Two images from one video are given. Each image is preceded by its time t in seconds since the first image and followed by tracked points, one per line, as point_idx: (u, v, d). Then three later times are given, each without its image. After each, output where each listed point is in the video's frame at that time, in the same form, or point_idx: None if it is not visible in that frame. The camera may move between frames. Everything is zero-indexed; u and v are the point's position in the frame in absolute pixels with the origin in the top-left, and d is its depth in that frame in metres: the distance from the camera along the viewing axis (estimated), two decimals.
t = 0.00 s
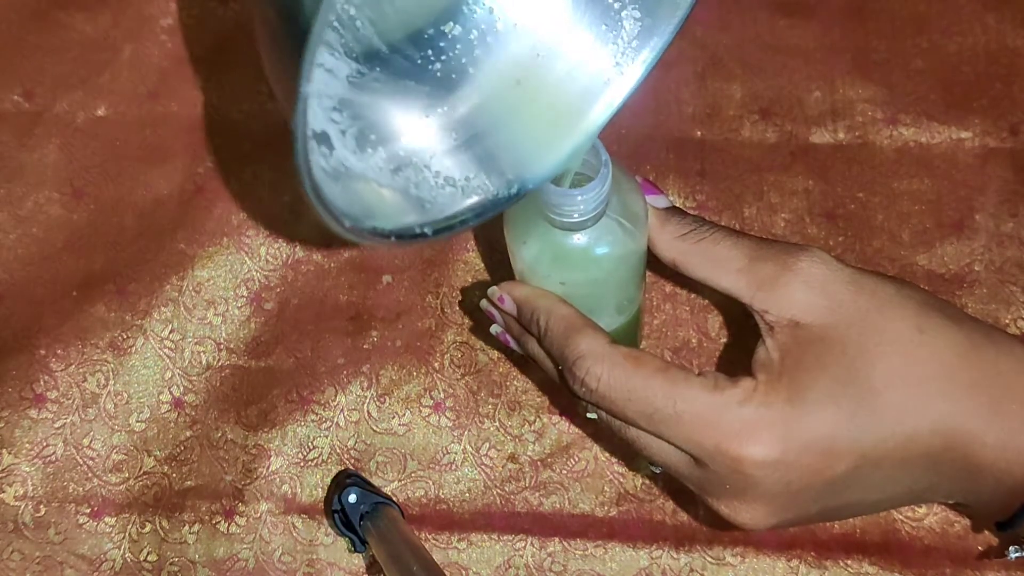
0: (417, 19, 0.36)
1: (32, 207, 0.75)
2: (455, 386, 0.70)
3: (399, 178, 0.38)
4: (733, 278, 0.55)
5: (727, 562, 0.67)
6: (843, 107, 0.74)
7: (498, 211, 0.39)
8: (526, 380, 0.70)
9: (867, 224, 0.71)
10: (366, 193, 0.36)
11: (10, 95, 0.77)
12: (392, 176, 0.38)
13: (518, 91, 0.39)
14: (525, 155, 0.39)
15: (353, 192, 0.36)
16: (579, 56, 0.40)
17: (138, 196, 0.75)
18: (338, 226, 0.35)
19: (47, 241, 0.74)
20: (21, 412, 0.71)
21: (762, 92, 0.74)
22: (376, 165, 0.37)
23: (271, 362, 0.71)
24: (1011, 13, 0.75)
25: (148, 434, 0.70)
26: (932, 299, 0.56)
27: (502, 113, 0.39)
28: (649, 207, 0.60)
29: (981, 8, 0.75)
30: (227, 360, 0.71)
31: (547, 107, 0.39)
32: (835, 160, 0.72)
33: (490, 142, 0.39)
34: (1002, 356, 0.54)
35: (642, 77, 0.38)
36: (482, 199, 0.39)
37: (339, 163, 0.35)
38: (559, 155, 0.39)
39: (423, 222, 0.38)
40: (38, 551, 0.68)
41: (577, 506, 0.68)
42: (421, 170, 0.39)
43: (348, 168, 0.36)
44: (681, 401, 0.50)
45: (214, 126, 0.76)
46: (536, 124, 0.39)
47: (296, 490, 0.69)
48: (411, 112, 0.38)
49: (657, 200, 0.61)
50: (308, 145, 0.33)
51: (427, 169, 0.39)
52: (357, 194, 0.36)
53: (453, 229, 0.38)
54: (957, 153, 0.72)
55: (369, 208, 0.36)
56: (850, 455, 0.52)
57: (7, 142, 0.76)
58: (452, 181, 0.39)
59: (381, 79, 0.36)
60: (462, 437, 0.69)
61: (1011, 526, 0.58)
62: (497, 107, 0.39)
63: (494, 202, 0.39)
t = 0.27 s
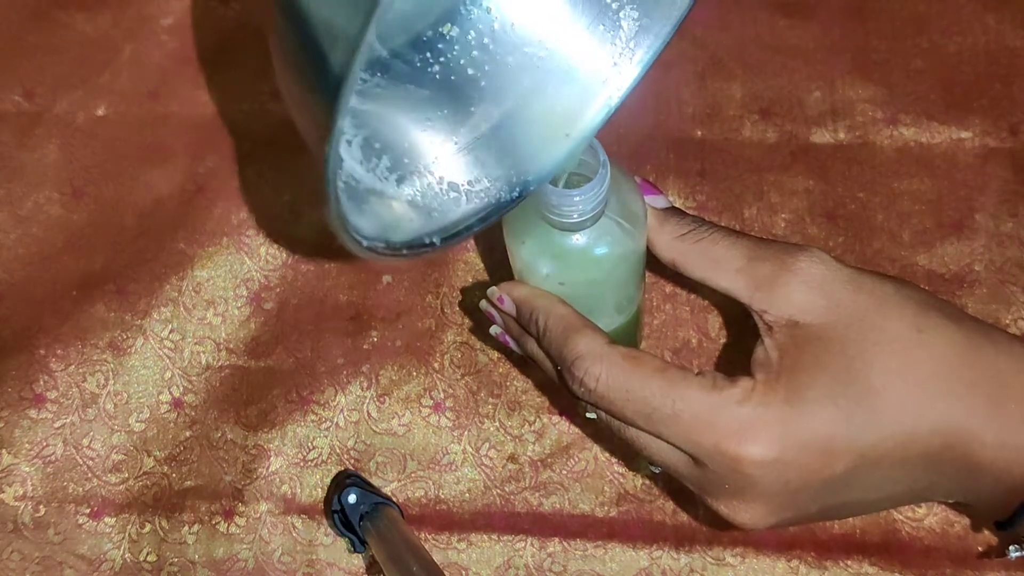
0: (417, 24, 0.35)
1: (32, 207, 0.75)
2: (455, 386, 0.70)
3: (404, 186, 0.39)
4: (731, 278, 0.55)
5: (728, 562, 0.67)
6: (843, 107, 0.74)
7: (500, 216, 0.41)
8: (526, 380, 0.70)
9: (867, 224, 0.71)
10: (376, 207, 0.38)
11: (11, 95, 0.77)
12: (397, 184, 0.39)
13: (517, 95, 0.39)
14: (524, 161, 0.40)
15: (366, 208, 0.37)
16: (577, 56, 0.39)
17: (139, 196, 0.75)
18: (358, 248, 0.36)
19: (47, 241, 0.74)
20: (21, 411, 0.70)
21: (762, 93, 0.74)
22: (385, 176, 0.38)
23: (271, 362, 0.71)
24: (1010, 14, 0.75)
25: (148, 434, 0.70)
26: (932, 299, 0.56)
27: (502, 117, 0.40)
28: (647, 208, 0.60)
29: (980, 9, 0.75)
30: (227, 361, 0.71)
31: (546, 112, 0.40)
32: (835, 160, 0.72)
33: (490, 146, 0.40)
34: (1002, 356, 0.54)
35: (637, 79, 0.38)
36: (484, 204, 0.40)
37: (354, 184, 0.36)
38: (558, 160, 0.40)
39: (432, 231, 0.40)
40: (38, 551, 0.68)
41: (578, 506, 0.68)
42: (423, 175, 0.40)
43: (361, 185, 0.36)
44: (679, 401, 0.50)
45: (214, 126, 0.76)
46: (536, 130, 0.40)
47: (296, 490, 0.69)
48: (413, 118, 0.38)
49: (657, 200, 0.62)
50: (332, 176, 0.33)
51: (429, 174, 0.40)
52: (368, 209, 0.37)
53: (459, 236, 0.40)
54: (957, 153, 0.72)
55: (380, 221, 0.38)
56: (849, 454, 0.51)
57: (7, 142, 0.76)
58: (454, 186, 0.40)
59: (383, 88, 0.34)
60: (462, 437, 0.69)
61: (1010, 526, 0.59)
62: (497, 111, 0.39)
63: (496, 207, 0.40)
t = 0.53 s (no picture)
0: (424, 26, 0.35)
1: (32, 207, 0.75)
2: (455, 386, 0.70)
3: (410, 186, 0.40)
4: (731, 275, 0.55)
5: (727, 562, 0.67)
6: (843, 107, 0.74)
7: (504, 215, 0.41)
8: (526, 380, 0.70)
9: (867, 224, 0.71)
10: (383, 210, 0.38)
11: (11, 95, 0.77)
12: (403, 185, 0.40)
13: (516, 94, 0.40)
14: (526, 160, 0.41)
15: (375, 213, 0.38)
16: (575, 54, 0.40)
17: (138, 196, 0.75)
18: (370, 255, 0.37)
19: (47, 241, 0.74)
20: (22, 411, 0.71)
21: (762, 92, 0.74)
22: (390, 178, 0.38)
23: (271, 362, 0.71)
24: (1010, 14, 0.75)
25: (148, 434, 0.70)
26: (933, 297, 0.56)
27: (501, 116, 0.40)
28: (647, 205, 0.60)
29: (980, 9, 0.75)
30: (227, 361, 0.71)
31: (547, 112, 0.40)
32: (835, 160, 0.72)
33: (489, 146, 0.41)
34: (1003, 353, 0.54)
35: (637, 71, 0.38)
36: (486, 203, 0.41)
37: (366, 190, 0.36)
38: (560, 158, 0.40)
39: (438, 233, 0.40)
40: (38, 551, 0.68)
41: (577, 506, 0.68)
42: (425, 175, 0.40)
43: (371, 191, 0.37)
44: (678, 399, 0.50)
45: (214, 127, 0.76)
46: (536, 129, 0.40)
47: (296, 490, 0.69)
48: (417, 118, 0.38)
49: (656, 197, 0.61)
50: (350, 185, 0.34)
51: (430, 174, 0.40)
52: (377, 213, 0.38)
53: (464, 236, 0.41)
54: (957, 153, 0.72)
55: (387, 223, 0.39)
56: (848, 452, 0.51)
57: (7, 142, 0.76)
58: (456, 186, 0.41)
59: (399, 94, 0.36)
60: (462, 437, 0.69)
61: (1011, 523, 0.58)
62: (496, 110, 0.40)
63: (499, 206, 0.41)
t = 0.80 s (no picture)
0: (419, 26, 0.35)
1: (32, 207, 0.75)
2: (455, 386, 0.70)
3: (403, 186, 0.40)
4: (726, 273, 0.56)
5: (727, 562, 0.67)
6: (843, 107, 0.74)
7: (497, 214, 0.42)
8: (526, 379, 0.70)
9: (867, 224, 0.71)
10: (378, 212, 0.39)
11: (10, 95, 0.77)
12: (395, 185, 0.40)
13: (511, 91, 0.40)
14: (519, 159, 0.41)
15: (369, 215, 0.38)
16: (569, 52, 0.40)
17: (138, 196, 0.75)
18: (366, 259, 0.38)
19: (46, 241, 0.74)
20: (21, 411, 0.71)
21: (762, 93, 0.74)
22: (383, 179, 0.38)
23: (271, 362, 0.71)
24: (1010, 14, 0.75)
25: (148, 434, 0.70)
26: (931, 296, 0.56)
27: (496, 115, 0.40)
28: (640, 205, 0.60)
29: (980, 9, 0.75)
30: (227, 361, 0.71)
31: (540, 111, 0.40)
32: (835, 160, 0.72)
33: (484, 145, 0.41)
34: (1001, 351, 0.54)
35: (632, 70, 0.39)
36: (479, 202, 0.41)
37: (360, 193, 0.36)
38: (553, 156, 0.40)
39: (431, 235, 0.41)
40: (38, 551, 0.68)
41: (577, 506, 0.68)
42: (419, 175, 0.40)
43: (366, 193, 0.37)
44: (673, 399, 0.51)
45: (214, 127, 0.76)
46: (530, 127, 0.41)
47: (296, 490, 0.69)
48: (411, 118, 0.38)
49: (650, 197, 0.62)
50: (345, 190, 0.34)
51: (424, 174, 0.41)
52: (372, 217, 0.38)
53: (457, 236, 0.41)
54: (956, 153, 0.72)
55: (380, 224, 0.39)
56: (844, 453, 0.52)
57: (7, 142, 0.76)
58: (450, 185, 0.41)
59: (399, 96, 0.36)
60: (462, 437, 0.69)
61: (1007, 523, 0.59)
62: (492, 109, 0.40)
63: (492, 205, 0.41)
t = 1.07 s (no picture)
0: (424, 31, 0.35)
1: (32, 207, 0.75)
2: (455, 386, 0.70)
3: (399, 190, 0.40)
4: (723, 274, 0.56)
5: (727, 562, 0.67)
6: (843, 107, 0.74)
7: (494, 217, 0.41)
8: (525, 380, 0.70)
9: (868, 224, 0.71)
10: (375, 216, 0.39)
11: (10, 95, 0.77)
12: (392, 188, 0.39)
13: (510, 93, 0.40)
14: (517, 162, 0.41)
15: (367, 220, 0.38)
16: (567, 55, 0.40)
17: (138, 196, 0.75)
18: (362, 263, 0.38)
19: (47, 242, 0.74)
20: (21, 411, 0.71)
21: (762, 93, 0.74)
22: (380, 182, 0.38)
23: (271, 362, 0.71)
24: (1011, 14, 0.75)
25: (148, 434, 0.70)
26: (928, 296, 0.56)
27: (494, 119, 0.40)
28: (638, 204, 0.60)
29: (980, 9, 0.75)
30: (227, 361, 0.71)
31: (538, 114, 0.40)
32: (835, 160, 0.72)
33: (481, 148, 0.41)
34: (998, 353, 0.54)
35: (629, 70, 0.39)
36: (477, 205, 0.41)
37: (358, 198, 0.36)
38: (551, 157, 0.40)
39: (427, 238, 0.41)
40: (38, 551, 0.68)
41: (577, 506, 0.68)
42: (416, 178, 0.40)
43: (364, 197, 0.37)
44: (670, 400, 0.51)
45: (214, 127, 0.76)
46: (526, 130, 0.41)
47: (296, 490, 0.69)
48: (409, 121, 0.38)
49: (646, 197, 0.61)
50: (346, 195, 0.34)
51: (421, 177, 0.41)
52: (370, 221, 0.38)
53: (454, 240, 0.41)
54: (957, 153, 0.72)
55: (377, 227, 0.39)
56: (841, 453, 0.52)
57: (7, 142, 0.76)
58: (447, 188, 0.41)
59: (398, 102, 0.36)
60: (462, 437, 0.69)
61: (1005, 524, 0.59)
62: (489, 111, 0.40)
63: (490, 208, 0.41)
